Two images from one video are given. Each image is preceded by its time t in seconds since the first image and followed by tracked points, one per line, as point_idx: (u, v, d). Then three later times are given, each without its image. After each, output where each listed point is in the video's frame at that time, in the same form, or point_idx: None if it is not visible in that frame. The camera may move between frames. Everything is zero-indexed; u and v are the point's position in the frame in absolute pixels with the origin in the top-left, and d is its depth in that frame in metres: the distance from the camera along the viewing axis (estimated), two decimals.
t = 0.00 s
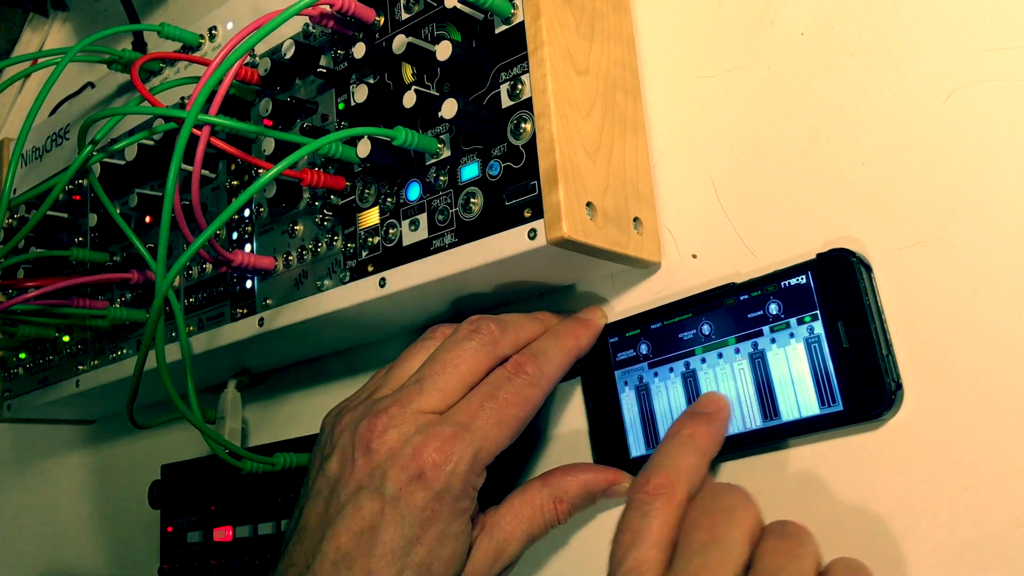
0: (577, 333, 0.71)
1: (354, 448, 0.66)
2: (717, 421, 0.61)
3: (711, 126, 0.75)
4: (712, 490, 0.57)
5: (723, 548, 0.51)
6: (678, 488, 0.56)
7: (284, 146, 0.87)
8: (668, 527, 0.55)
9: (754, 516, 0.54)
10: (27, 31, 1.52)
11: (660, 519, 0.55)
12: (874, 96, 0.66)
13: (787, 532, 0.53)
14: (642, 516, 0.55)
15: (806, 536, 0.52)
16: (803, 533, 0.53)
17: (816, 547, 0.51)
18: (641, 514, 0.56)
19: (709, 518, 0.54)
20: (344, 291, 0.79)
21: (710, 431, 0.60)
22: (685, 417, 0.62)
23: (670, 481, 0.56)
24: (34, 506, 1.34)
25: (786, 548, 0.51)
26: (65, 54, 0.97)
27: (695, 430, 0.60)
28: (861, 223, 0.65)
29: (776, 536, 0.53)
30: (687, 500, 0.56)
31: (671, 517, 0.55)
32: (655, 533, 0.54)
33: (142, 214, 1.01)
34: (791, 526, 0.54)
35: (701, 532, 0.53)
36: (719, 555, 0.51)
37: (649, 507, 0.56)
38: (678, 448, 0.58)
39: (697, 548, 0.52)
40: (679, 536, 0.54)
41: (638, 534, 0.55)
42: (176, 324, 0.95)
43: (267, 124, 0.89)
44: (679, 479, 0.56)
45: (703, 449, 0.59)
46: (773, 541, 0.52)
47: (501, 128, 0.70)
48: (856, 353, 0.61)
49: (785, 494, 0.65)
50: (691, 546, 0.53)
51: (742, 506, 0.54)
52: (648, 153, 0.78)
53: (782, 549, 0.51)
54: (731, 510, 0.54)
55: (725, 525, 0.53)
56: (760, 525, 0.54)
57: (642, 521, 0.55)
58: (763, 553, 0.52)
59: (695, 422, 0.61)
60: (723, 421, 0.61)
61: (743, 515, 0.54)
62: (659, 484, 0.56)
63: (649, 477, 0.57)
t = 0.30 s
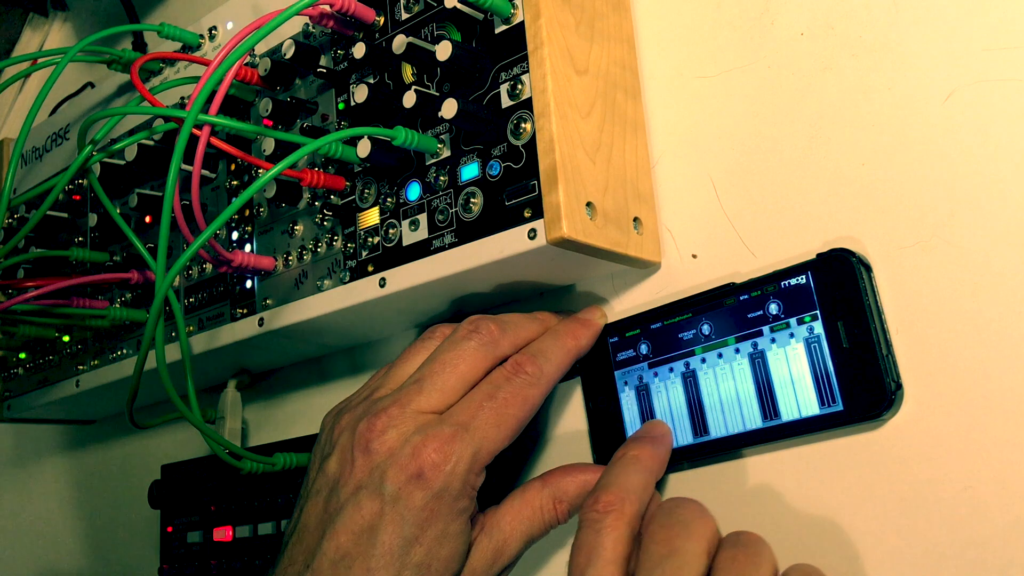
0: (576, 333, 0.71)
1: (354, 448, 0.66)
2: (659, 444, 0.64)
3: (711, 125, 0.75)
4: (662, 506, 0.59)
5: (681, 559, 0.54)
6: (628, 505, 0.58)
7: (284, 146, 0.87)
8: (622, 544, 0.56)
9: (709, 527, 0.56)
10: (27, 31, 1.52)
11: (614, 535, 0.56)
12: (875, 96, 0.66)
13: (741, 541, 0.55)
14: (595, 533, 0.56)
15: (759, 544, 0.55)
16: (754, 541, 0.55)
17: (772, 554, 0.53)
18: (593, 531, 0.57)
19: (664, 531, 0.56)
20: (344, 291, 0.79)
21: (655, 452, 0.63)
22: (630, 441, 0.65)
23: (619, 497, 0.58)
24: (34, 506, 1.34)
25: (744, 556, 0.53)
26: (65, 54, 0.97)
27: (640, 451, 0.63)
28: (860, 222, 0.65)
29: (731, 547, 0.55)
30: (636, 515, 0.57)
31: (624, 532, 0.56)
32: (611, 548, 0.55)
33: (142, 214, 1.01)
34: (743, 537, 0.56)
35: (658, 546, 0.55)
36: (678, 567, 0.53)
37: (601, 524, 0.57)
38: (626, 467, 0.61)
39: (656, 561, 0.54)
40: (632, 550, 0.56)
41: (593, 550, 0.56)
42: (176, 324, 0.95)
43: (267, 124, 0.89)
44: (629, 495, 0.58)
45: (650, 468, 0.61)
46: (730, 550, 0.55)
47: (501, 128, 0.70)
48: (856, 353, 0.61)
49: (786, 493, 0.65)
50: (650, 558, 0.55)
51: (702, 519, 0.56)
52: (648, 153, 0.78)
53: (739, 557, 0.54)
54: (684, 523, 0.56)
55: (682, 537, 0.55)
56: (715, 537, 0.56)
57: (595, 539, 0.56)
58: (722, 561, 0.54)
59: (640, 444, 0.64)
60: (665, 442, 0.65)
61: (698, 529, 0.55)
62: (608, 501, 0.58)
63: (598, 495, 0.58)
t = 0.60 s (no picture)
0: (576, 333, 0.71)
1: (354, 448, 0.66)
2: (673, 429, 0.64)
3: (711, 125, 0.75)
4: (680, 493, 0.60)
5: (703, 544, 0.54)
6: (645, 490, 0.58)
7: (285, 146, 0.87)
8: (639, 528, 0.56)
9: (726, 517, 0.56)
10: (27, 31, 1.52)
11: (630, 520, 0.57)
12: (874, 96, 0.66)
13: (761, 530, 0.56)
14: (611, 518, 0.57)
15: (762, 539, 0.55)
16: (773, 531, 0.56)
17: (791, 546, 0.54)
18: (609, 515, 0.57)
19: (685, 518, 0.57)
20: (344, 291, 0.79)
21: (670, 440, 0.62)
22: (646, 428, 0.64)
23: (638, 482, 0.58)
24: (34, 506, 1.34)
25: (763, 546, 0.54)
26: (65, 54, 0.97)
27: (656, 438, 0.62)
28: (861, 222, 0.65)
29: (751, 535, 0.56)
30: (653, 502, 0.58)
31: (640, 518, 0.57)
32: (628, 533, 0.56)
33: (142, 214, 1.01)
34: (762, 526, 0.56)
35: (678, 534, 0.56)
36: (698, 553, 0.54)
37: (617, 508, 0.57)
38: (642, 454, 0.60)
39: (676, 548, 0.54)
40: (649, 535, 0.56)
41: (608, 536, 0.56)
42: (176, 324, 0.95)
43: (267, 124, 0.89)
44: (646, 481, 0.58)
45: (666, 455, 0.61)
46: (749, 540, 0.55)
47: (501, 128, 0.70)
48: (856, 352, 0.61)
49: (785, 493, 0.65)
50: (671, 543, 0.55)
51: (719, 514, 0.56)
52: (648, 153, 0.78)
53: (758, 546, 0.54)
54: (702, 511, 0.57)
55: (703, 523, 0.56)
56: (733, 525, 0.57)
57: (611, 523, 0.57)
58: (742, 550, 0.54)
59: (656, 431, 0.63)
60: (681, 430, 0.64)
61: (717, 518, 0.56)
62: (625, 486, 0.58)
63: (615, 479, 0.59)
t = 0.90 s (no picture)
0: (577, 333, 0.71)
1: (354, 448, 0.66)
2: (671, 430, 0.64)
3: (711, 126, 0.75)
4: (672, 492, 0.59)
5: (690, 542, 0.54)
6: (640, 487, 0.58)
7: (284, 146, 0.87)
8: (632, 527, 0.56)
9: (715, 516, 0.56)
10: (27, 31, 1.52)
11: (624, 516, 0.56)
12: (874, 96, 0.66)
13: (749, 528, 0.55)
14: (604, 516, 0.57)
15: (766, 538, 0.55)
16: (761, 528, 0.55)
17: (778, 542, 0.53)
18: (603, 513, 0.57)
19: (672, 517, 0.56)
20: (344, 291, 0.79)
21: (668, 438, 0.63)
22: (647, 427, 0.65)
23: (633, 480, 0.58)
24: (34, 506, 1.34)
25: (751, 543, 0.53)
26: (65, 54, 0.97)
27: (655, 436, 0.63)
28: (860, 223, 0.65)
29: (737, 533, 0.55)
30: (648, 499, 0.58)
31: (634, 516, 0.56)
32: (621, 530, 0.56)
33: (142, 214, 1.01)
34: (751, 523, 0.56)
35: (668, 531, 0.55)
36: (685, 552, 0.53)
37: (611, 506, 0.57)
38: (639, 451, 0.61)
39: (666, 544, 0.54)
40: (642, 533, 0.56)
41: (601, 534, 0.56)
42: (176, 324, 0.95)
43: (267, 124, 0.89)
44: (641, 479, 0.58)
45: (663, 453, 0.61)
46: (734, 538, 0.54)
47: (502, 128, 0.70)
48: (856, 353, 0.61)
49: (785, 492, 0.65)
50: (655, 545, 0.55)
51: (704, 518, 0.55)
52: (648, 153, 0.78)
53: (746, 543, 0.54)
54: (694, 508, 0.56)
55: (689, 521, 0.55)
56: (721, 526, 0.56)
57: (604, 521, 0.56)
58: (730, 547, 0.54)
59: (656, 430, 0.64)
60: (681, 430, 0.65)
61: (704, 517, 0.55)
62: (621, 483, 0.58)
63: (611, 476, 0.59)
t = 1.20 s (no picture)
0: (576, 333, 0.71)
1: (354, 448, 0.66)
2: (609, 457, 0.66)
3: (711, 125, 0.75)
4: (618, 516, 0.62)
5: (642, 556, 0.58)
6: (580, 516, 0.60)
7: (284, 146, 0.87)
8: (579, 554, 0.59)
9: (664, 529, 0.60)
10: (27, 31, 1.52)
11: (569, 545, 0.59)
12: (875, 96, 0.66)
13: (698, 534, 0.60)
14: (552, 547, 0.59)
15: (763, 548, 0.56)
16: (709, 534, 0.60)
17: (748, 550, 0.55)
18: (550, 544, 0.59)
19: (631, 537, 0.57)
20: (344, 291, 0.79)
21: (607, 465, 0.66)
22: (582, 455, 0.68)
23: (573, 509, 0.60)
24: (34, 505, 1.34)
25: (701, 550, 0.58)
26: (65, 53, 0.97)
27: (591, 465, 0.65)
28: (861, 222, 0.65)
29: (688, 541, 0.59)
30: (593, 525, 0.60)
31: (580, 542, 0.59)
32: (570, 560, 0.58)
33: (142, 214, 1.01)
34: (700, 529, 0.60)
35: (619, 549, 0.59)
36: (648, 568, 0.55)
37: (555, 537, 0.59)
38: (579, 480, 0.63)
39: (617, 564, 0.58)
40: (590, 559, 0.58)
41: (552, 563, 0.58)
42: (176, 324, 0.95)
43: (267, 124, 0.89)
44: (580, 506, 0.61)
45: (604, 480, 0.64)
46: (686, 546, 0.59)
47: (502, 128, 0.70)
48: (857, 352, 0.61)
49: (784, 492, 0.65)
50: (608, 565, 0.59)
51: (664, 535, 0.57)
52: (648, 153, 0.78)
53: (697, 552, 0.58)
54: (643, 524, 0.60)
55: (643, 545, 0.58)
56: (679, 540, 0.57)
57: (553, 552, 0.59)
58: (681, 557, 0.58)
59: (592, 457, 0.66)
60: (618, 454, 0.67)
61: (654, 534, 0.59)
62: (562, 513, 0.60)
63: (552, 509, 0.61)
